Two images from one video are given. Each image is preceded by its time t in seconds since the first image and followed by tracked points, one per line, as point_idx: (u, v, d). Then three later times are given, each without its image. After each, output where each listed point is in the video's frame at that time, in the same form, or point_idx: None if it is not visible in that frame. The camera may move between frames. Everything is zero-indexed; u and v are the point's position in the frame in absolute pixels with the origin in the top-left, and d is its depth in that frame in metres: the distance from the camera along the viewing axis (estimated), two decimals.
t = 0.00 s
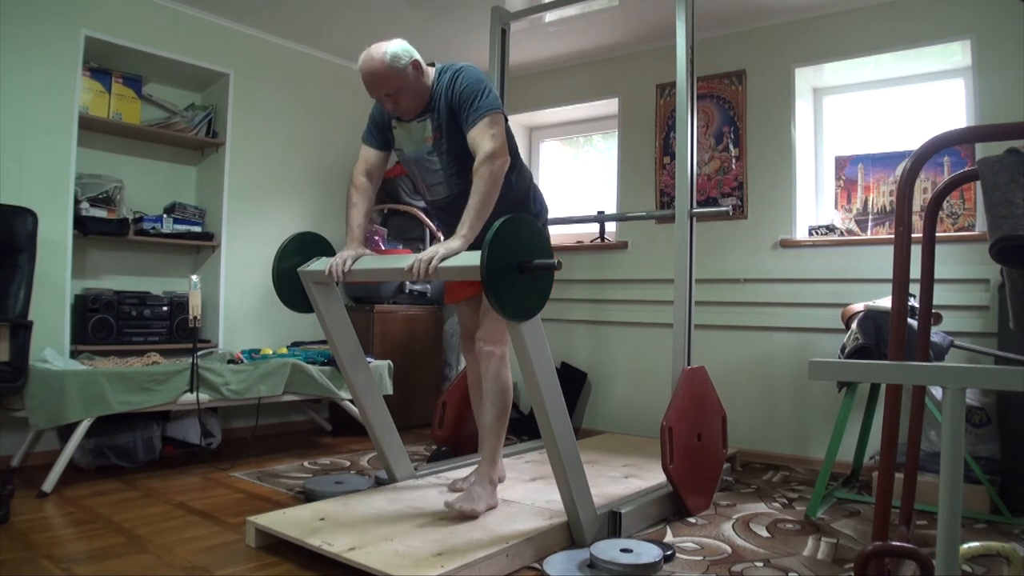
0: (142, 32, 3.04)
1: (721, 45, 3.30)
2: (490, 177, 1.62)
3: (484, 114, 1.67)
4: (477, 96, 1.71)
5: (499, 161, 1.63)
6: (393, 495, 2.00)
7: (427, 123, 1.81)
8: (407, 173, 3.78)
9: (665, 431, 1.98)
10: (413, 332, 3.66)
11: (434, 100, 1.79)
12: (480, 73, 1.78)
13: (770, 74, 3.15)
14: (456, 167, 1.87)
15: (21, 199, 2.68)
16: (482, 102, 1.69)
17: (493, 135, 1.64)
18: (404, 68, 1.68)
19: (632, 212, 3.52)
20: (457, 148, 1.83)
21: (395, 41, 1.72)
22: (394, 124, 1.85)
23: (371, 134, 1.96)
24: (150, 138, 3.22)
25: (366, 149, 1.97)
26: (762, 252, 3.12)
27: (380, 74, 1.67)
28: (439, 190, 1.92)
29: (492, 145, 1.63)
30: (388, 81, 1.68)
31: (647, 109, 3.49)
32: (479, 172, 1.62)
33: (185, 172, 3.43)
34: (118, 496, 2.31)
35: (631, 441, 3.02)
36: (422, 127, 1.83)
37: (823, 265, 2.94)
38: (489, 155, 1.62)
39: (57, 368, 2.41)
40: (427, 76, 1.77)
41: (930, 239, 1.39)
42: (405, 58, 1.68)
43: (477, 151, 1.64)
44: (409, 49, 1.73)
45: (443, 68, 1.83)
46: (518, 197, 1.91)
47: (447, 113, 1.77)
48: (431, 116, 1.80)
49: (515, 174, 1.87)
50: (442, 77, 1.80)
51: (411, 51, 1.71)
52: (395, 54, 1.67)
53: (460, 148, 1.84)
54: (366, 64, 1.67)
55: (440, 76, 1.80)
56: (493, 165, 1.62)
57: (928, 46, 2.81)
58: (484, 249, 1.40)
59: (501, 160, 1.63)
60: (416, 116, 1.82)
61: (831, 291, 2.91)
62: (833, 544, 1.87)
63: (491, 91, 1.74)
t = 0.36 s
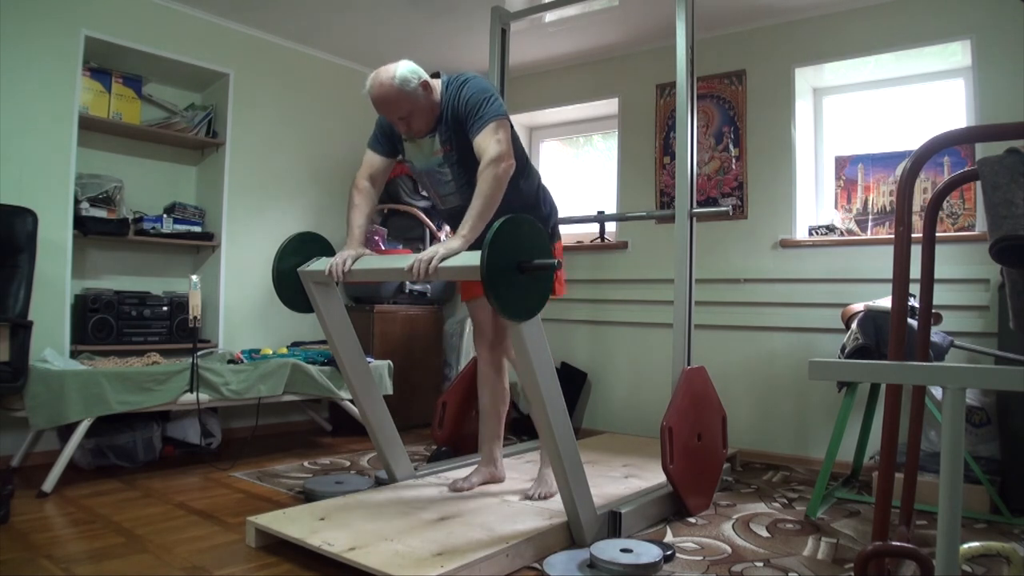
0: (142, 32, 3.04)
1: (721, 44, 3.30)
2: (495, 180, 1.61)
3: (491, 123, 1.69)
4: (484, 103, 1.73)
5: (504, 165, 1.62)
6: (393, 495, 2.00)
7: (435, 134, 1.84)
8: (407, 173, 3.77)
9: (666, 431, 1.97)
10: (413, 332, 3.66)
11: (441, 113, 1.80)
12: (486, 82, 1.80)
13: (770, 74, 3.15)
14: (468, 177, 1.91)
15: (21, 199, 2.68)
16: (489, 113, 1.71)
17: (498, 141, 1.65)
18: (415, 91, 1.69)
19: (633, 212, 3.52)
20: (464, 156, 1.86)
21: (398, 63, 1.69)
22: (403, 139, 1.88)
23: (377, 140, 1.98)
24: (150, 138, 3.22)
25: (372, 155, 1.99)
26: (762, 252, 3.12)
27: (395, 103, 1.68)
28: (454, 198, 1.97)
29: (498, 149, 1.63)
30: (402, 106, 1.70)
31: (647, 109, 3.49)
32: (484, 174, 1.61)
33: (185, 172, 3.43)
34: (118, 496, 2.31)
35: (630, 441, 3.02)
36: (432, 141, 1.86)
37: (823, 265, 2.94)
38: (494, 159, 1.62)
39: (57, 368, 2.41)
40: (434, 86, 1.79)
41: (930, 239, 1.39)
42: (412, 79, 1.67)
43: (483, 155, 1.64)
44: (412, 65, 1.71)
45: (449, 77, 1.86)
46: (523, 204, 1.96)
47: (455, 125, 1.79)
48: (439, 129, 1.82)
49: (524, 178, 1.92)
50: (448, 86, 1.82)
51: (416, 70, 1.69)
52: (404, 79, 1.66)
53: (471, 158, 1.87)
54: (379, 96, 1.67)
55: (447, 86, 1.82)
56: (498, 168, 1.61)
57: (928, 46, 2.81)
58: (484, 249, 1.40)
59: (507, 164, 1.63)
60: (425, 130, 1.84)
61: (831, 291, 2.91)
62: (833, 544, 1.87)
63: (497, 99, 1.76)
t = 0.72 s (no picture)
0: (142, 32, 3.04)
1: (721, 44, 3.30)
2: (503, 185, 1.61)
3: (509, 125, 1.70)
4: (502, 107, 1.74)
5: (514, 169, 1.62)
6: (393, 495, 2.01)
7: (458, 138, 1.86)
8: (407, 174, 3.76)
9: (666, 431, 1.97)
10: (413, 332, 3.66)
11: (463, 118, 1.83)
12: (506, 85, 1.81)
13: (770, 74, 3.15)
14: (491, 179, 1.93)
15: (21, 199, 2.68)
16: (506, 115, 1.72)
17: (511, 144, 1.65)
18: (440, 100, 1.72)
19: (633, 212, 3.52)
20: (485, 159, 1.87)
21: (421, 73, 1.72)
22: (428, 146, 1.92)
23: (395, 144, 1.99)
24: (150, 138, 3.22)
25: (390, 158, 2.00)
26: (762, 252, 3.12)
27: (420, 113, 1.70)
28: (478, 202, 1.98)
29: (510, 153, 1.63)
30: (427, 115, 1.72)
31: (647, 109, 3.49)
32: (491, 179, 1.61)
33: (185, 172, 3.43)
34: (118, 496, 2.31)
35: (630, 441, 3.02)
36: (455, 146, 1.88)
37: (823, 265, 2.94)
38: (504, 163, 1.62)
39: (57, 368, 2.41)
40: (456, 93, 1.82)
41: (930, 239, 1.39)
42: (437, 89, 1.70)
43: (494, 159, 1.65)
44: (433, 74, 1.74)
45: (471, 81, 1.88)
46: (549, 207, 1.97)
47: (477, 129, 1.82)
48: (462, 134, 1.85)
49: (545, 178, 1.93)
50: (469, 90, 1.84)
51: (440, 79, 1.72)
52: (429, 88, 1.69)
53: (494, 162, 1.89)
54: (405, 106, 1.69)
55: (468, 90, 1.85)
56: (507, 173, 1.61)
57: (928, 46, 2.81)
58: (484, 249, 1.40)
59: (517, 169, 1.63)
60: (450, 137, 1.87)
61: (831, 290, 2.91)
62: (833, 544, 1.87)
63: (516, 102, 1.77)
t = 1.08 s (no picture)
0: (142, 32, 3.04)
1: (721, 44, 3.30)
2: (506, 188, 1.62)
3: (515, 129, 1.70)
4: (507, 112, 1.74)
5: (517, 173, 1.63)
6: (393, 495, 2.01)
7: (466, 143, 1.86)
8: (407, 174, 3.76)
9: (666, 431, 1.97)
10: (413, 331, 3.66)
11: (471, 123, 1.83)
12: (513, 90, 1.81)
13: (770, 74, 3.15)
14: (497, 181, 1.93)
15: (20, 199, 2.68)
16: (512, 119, 1.72)
17: (515, 149, 1.65)
18: (449, 107, 1.73)
19: (633, 212, 3.52)
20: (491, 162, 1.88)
21: (428, 79, 1.73)
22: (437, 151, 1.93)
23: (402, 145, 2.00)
24: (150, 138, 3.22)
25: (395, 159, 1.99)
26: (762, 252, 3.12)
27: (427, 120, 1.71)
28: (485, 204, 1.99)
29: (515, 157, 1.64)
30: (434, 120, 1.73)
31: (647, 109, 3.49)
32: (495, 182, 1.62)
33: (185, 171, 3.43)
34: (118, 496, 2.31)
35: (630, 441, 3.02)
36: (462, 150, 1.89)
37: (823, 265, 2.94)
38: (508, 167, 1.62)
39: (57, 368, 2.41)
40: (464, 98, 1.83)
41: (930, 239, 1.39)
42: (445, 96, 1.70)
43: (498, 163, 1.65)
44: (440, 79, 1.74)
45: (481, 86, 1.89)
46: (554, 208, 1.97)
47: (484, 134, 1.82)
48: (469, 139, 1.85)
49: (551, 179, 1.94)
50: (478, 95, 1.85)
51: (447, 84, 1.73)
52: (438, 95, 1.69)
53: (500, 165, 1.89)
54: (414, 113, 1.70)
55: (476, 95, 1.85)
56: (511, 176, 1.62)
57: (928, 46, 2.81)
58: (484, 249, 1.40)
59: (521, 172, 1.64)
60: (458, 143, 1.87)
61: (831, 290, 2.91)
62: (833, 544, 1.87)
63: (522, 107, 1.77)
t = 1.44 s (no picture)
0: (142, 32, 3.04)
1: (721, 44, 3.30)
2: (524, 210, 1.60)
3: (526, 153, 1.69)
4: (512, 137, 1.73)
5: (535, 195, 1.61)
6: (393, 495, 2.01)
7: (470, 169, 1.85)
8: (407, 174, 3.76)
9: (666, 431, 1.97)
10: (413, 332, 3.66)
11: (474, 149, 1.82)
12: (512, 114, 1.80)
13: (770, 74, 3.15)
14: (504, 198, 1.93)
15: (21, 199, 2.68)
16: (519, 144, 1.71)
17: (531, 172, 1.64)
18: (449, 148, 1.76)
19: (633, 212, 3.52)
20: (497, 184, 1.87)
21: (427, 120, 1.76)
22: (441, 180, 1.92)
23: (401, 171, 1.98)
24: (150, 138, 3.22)
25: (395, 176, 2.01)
26: (761, 252, 3.12)
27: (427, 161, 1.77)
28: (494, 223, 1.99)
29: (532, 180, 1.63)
30: (433, 160, 1.78)
31: (647, 109, 3.49)
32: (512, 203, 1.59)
33: (185, 171, 3.43)
34: (118, 496, 2.31)
35: (630, 441, 3.02)
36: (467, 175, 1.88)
37: (823, 265, 2.94)
38: (525, 189, 1.61)
39: (57, 368, 2.41)
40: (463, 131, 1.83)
41: (930, 239, 1.39)
42: (444, 138, 1.74)
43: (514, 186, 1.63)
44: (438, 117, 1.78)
45: (475, 112, 1.88)
46: (562, 216, 1.98)
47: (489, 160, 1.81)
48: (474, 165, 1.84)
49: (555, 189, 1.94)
50: (476, 122, 1.84)
51: (446, 125, 1.76)
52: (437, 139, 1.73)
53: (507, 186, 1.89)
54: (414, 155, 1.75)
55: (474, 122, 1.84)
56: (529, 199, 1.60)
57: (928, 46, 2.81)
58: (484, 249, 1.40)
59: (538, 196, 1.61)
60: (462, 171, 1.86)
61: (831, 290, 2.91)
62: (833, 544, 1.87)
63: (524, 130, 1.76)
